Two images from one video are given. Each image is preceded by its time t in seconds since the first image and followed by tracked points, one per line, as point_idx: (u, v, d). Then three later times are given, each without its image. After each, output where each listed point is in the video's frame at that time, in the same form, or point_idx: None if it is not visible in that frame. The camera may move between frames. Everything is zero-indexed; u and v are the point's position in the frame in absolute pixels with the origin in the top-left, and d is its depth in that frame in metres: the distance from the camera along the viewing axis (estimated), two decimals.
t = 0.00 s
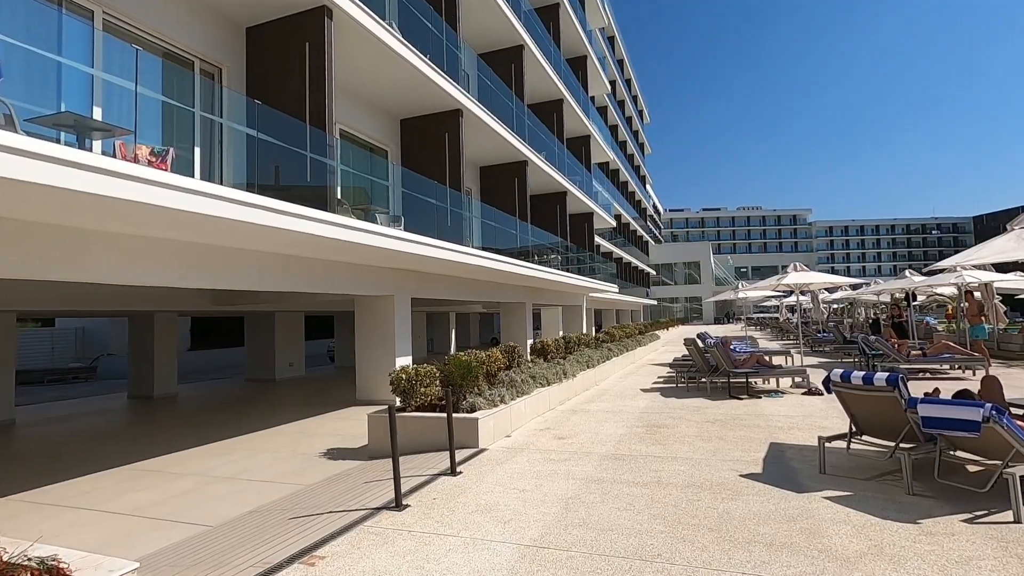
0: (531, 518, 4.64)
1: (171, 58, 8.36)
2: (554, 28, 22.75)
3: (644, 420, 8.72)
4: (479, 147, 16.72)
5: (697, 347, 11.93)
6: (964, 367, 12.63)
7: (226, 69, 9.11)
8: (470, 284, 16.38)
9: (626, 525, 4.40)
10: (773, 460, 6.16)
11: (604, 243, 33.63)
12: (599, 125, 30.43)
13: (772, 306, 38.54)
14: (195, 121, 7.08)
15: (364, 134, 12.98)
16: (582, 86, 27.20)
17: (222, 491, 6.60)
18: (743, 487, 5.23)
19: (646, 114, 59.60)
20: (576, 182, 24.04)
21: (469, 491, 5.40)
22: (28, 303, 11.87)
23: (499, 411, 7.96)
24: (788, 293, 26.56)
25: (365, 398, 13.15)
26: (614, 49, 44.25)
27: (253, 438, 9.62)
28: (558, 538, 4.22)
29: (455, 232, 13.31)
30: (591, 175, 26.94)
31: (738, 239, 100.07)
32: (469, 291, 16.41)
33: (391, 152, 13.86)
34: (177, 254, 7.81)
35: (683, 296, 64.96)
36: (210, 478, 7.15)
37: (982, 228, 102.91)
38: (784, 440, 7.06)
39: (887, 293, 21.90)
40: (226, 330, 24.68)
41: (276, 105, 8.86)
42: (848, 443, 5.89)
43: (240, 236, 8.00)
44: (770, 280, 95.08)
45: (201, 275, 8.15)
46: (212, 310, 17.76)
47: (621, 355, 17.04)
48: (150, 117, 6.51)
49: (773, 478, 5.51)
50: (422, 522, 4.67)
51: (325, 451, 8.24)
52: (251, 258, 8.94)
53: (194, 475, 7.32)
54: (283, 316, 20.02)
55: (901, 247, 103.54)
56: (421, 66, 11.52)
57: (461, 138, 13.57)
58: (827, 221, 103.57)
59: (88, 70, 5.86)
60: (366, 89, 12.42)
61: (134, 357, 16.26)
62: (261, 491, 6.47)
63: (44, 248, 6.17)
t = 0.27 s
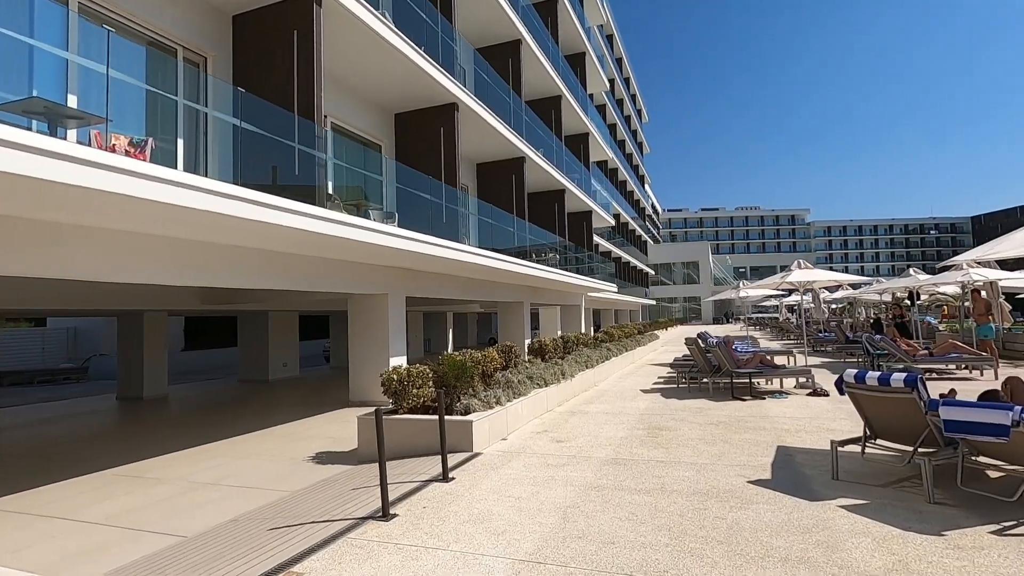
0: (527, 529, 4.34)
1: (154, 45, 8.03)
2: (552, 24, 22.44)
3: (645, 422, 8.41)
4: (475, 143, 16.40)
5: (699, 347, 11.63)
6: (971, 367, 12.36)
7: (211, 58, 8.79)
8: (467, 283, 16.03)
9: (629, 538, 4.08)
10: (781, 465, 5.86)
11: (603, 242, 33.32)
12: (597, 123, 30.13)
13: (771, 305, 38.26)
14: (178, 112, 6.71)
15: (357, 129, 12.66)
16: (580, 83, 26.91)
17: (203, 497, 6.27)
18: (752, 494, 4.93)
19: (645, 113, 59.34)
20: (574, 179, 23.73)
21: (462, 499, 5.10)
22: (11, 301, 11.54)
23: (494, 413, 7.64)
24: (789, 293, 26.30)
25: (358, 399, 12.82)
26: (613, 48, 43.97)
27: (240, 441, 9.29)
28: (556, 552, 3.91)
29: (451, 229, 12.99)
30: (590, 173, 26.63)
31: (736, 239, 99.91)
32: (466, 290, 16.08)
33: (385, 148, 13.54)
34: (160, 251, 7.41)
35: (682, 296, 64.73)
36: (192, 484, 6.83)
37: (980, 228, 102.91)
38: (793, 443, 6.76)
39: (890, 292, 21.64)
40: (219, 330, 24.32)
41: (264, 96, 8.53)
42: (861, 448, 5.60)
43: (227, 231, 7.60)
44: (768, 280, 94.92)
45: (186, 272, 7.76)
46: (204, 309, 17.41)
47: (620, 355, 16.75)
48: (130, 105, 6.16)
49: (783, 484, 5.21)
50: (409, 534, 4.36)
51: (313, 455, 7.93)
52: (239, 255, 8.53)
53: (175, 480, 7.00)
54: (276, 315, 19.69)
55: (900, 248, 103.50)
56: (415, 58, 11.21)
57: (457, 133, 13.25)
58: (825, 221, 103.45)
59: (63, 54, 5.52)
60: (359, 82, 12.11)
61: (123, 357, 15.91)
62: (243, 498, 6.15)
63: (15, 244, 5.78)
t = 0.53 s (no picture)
0: (520, 546, 4.07)
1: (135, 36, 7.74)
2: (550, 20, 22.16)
3: (645, 426, 8.14)
4: (472, 140, 16.11)
5: (700, 348, 11.38)
6: (977, 368, 12.12)
7: (196, 50, 8.51)
8: (464, 283, 15.73)
9: (629, 556, 3.81)
10: (788, 473, 5.60)
11: (601, 242, 33.07)
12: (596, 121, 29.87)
13: (771, 305, 38.04)
14: (158, 103, 6.39)
15: (349, 125, 12.38)
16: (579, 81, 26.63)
17: (184, 507, 5.99)
18: (758, 506, 4.66)
19: (644, 113, 59.10)
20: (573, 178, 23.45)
21: (452, 512, 4.82)
22: None
23: (489, 418, 7.37)
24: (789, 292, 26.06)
25: (350, 402, 12.53)
26: (611, 46, 43.71)
27: (227, 446, 9.01)
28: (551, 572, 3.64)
29: (446, 228, 12.69)
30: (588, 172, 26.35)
31: (735, 238, 99.75)
32: (462, 290, 15.78)
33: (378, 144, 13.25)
34: (144, 251, 7.10)
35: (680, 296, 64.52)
36: (173, 493, 6.54)
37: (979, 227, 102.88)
38: (799, 449, 6.49)
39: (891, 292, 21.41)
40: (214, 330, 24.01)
41: (250, 89, 8.24)
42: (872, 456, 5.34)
43: (212, 229, 7.27)
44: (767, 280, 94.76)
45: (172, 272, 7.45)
46: (196, 309, 17.12)
47: (619, 356, 16.48)
48: (108, 98, 5.82)
49: (791, 495, 4.95)
50: (394, 551, 4.08)
51: (302, 462, 7.65)
52: (226, 254, 8.19)
53: (156, 489, 6.71)
54: (270, 316, 19.39)
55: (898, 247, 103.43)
56: (408, 52, 10.91)
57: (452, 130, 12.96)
58: (824, 220, 103.34)
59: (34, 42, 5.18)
60: (351, 77, 11.81)
61: (113, 359, 15.60)
62: (225, 508, 5.87)
63: None
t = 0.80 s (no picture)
0: (501, 561, 3.75)
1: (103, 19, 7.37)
2: (543, 16, 21.86)
3: (639, 428, 7.84)
4: (462, 135, 15.77)
5: (695, 347, 11.10)
6: (976, 367, 11.91)
7: (169, 35, 8.15)
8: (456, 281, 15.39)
9: (618, 572, 3.51)
10: (787, 478, 5.30)
11: (596, 241, 32.80)
12: (590, 119, 29.59)
13: (766, 305, 37.91)
14: (126, 89, 5.98)
15: (334, 118, 12.03)
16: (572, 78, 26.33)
17: (149, 516, 5.64)
18: (757, 515, 4.36)
19: (638, 112, 59.05)
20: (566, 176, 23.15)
21: (431, 522, 4.50)
22: None
23: (475, 420, 7.06)
24: (784, 292, 25.89)
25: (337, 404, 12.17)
26: (606, 45, 43.53)
27: (204, 449, 8.64)
28: None
29: (435, 224, 12.35)
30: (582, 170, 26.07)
31: (729, 238, 99.92)
32: (454, 288, 15.45)
33: (365, 138, 12.91)
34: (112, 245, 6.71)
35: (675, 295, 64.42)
36: (139, 500, 6.18)
37: (971, 228, 103.50)
38: (798, 452, 6.20)
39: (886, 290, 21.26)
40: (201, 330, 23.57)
41: (226, 76, 7.88)
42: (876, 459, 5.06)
43: (185, 223, 6.88)
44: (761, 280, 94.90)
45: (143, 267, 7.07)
46: (180, 308, 16.72)
47: (613, 356, 16.19)
48: (70, 82, 5.40)
49: (792, 502, 4.65)
50: (364, 567, 3.76)
51: (279, 466, 7.30)
52: (202, 249, 7.80)
53: (122, 497, 6.34)
54: (257, 315, 18.98)
55: (891, 248, 103.95)
56: (394, 41, 10.55)
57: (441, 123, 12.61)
58: (818, 221, 103.62)
59: None
60: (335, 67, 11.44)
61: (93, 359, 15.17)
62: (190, 519, 5.50)
63: None
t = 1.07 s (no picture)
0: None
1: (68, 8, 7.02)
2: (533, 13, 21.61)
3: (629, 434, 7.61)
4: (450, 133, 15.48)
5: (687, 349, 10.89)
6: (969, 368, 11.80)
7: (139, 27, 7.81)
8: (444, 281, 15.08)
9: None
10: (782, 489, 5.09)
11: (587, 241, 32.62)
12: (581, 118, 29.38)
13: (757, 305, 37.91)
14: (88, 83, 5.59)
15: (318, 115, 11.69)
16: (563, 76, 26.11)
17: (111, 534, 5.32)
18: (752, 531, 4.14)
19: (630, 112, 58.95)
20: (557, 175, 22.92)
21: (407, 541, 4.23)
22: None
23: (460, 427, 6.79)
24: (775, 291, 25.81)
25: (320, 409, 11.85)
26: (598, 45, 43.36)
27: (178, 458, 8.31)
28: None
29: (422, 224, 12.06)
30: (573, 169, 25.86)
31: (720, 238, 100.23)
32: (442, 290, 15.15)
33: (349, 136, 12.58)
34: (71, 244, 6.28)
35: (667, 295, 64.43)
36: (103, 516, 5.86)
37: (958, 228, 104.50)
38: (794, 460, 5.97)
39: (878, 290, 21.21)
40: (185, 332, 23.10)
41: (199, 70, 7.55)
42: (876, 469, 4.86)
43: (156, 222, 6.51)
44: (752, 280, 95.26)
45: (105, 269, 6.64)
46: (162, 310, 16.31)
47: (604, 358, 15.98)
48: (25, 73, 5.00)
49: (787, 516, 4.44)
50: None
51: (256, 477, 6.99)
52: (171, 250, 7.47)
53: (85, 512, 6.01)
54: (242, 317, 18.59)
55: (880, 248, 104.73)
56: (379, 36, 10.24)
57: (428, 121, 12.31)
58: (808, 221, 104.16)
59: None
60: (318, 62, 11.12)
61: (69, 363, 14.73)
62: (155, 536, 5.20)
63: None
